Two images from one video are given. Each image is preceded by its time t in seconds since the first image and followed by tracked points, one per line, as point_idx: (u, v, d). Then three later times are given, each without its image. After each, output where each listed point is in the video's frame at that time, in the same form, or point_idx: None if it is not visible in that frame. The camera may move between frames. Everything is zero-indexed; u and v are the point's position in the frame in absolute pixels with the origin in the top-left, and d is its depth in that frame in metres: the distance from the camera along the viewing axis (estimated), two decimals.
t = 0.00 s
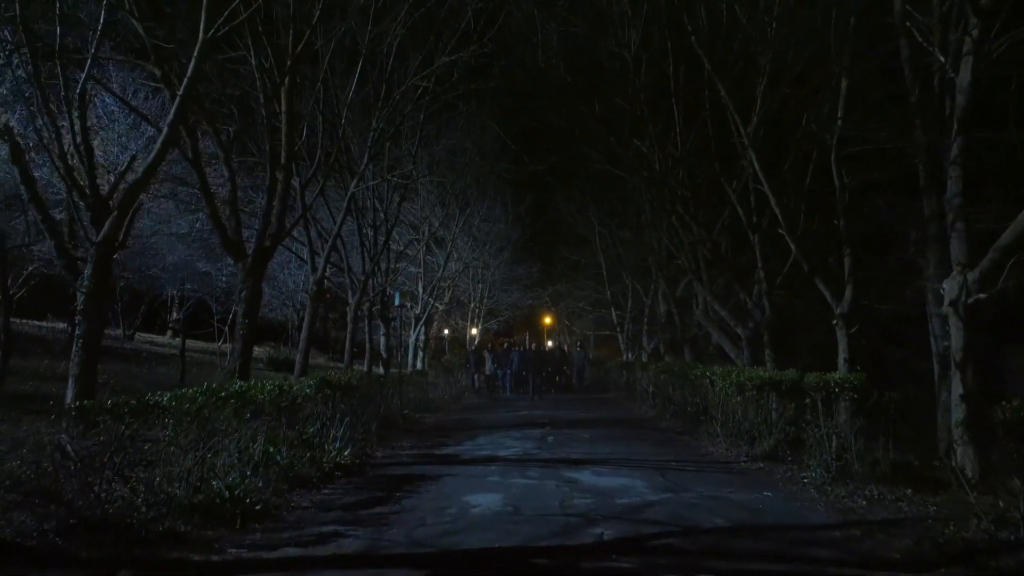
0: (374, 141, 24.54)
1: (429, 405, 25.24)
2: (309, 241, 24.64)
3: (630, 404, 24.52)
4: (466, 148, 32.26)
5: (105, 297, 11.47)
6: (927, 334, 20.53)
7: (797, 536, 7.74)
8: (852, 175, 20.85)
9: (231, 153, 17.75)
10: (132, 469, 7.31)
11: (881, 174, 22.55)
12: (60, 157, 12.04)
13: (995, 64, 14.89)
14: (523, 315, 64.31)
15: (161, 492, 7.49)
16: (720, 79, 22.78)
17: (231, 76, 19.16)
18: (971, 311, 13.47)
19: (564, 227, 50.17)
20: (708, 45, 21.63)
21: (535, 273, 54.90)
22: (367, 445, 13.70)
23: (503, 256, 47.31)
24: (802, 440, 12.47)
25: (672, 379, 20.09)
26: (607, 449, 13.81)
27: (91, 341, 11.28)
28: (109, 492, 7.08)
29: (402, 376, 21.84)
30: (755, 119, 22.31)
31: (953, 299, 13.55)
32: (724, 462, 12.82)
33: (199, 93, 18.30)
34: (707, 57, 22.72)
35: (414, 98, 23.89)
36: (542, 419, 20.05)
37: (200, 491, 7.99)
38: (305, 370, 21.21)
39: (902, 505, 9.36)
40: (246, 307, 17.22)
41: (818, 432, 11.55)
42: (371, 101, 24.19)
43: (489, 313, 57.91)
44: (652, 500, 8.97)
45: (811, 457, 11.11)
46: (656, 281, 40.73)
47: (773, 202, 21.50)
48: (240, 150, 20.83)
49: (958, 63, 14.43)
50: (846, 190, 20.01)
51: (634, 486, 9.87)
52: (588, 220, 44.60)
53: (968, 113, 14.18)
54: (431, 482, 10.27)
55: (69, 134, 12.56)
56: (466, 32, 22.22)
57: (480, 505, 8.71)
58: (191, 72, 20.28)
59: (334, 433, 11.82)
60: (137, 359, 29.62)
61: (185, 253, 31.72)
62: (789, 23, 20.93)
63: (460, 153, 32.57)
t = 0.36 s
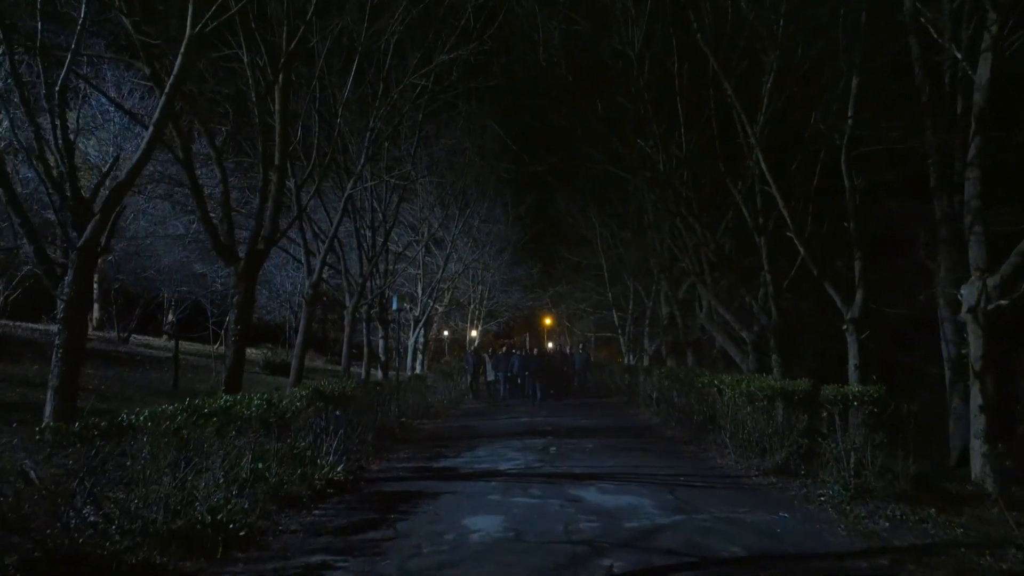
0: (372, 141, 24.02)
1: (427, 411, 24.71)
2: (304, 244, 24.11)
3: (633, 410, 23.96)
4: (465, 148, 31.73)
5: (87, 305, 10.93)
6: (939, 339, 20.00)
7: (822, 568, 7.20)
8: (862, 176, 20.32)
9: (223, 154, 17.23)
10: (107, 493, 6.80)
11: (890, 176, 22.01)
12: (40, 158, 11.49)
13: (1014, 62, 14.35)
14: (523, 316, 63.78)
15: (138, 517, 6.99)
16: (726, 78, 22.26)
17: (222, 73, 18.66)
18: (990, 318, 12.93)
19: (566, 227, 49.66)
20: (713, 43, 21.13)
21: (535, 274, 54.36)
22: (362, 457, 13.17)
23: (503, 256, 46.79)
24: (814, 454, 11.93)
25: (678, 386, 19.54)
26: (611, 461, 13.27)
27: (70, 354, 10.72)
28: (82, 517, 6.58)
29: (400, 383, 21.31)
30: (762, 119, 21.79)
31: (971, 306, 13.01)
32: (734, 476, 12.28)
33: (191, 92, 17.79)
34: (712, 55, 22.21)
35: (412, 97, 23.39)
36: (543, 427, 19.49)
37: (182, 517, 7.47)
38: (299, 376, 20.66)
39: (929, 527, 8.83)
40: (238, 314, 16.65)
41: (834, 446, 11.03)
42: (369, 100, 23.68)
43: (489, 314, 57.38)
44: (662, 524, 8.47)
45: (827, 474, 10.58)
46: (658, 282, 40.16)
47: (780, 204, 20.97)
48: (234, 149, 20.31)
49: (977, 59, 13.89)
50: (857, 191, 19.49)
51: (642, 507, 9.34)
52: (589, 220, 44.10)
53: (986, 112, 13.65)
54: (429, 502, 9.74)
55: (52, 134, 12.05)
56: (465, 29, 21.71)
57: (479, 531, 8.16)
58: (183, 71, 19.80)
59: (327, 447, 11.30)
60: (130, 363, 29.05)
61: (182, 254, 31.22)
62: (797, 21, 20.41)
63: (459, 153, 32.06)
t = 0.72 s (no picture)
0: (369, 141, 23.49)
1: (425, 417, 24.16)
2: (299, 246, 23.56)
3: (636, 416, 23.41)
4: (465, 148, 31.20)
5: (65, 314, 10.41)
6: (951, 345, 19.47)
7: None
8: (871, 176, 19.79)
9: (215, 154, 16.67)
10: (74, 519, 6.23)
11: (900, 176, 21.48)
12: (19, 158, 10.91)
13: None
14: (523, 318, 63.23)
15: (110, 546, 6.41)
16: (731, 76, 21.72)
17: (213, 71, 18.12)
18: (1011, 326, 12.40)
19: (566, 228, 49.10)
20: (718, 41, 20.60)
21: (535, 276, 53.80)
22: (356, 471, 12.62)
23: (502, 257, 46.25)
24: (829, 468, 11.38)
25: (682, 393, 18.99)
26: (616, 474, 12.71)
27: (47, 364, 10.18)
28: (45, 546, 5.98)
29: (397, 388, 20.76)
30: (768, 119, 21.25)
31: (991, 312, 12.47)
32: (744, 491, 11.72)
33: (182, 90, 17.25)
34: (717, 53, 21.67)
35: (410, 95, 22.84)
36: (544, 435, 18.94)
37: (157, 547, 6.91)
38: (294, 382, 20.11)
39: (958, 553, 8.29)
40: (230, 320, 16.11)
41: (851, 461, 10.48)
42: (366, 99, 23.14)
43: (489, 316, 56.82)
44: (673, 550, 7.93)
45: (845, 492, 10.01)
46: (660, 284, 39.62)
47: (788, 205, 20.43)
48: (226, 149, 19.78)
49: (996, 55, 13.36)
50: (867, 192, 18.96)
51: (651, 531, 8.78)
52: (590, 221, 43.56)
53: (1006, 110, 13.11)
54: (425, 522, 9.21)
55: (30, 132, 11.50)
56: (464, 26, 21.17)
57: (478, 558, 7.64)
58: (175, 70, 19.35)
59: (318, 461, 10.74)
60: (122, 367, 28.50)
61: (178, 256, 30.77)
62: (806, 18, 19.87)
63: (458, 153, 31.53)
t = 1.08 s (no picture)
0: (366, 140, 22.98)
1: (423, 423, 23.62)
2: (293, 248, 23.03)
3: (639, 422, 22.85)
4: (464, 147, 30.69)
5: (40, 320, 9.87)
6: (963, 350, 18.95)
7: None
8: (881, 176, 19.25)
9: (203, 153, 16.12)
10: (35, 552, 5.67)
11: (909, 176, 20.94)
12: None
13: None
14: (522, 319, 62.69)
15: None
16: (736, 73, 21.17)
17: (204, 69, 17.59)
18: None
19: (566, 228, 48.56)
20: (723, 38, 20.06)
21: (535, 276, 53.26)
22: (349, 484, 12.08)
23: (502, 258, 45.72)
24: (844, 483, 10.85)
25: (686, 400, 18.46)
26: (620, 487, 12.17)
27: (21, 375, 9.64)
28: None
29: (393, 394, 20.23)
30: (774, 117, 20.71)
31: (1011, 318, 11.93)
32: (754, 506, 11.18)
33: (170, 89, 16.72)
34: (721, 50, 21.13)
35: (406, 93, 22.31)
36: (545, 442, 18.40)
37: None
38: (288, 388, 19.56)
39: None
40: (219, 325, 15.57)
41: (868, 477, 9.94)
42: (362, 97, 22.62)
43: (488, 317, 56.27)
44: None
45: (862, 510, 9.47)
46: (662, 285, 39.08)
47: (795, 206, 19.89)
48: (218, 149, 19.23)
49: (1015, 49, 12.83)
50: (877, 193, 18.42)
51: (660, 554, 8.25)
52: (590, 221, 43.05)
53: None
54: (419, 544, 8.68)
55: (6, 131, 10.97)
56: (463, 22, 20.66)
57: None
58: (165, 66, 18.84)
59: (306, 477, 10.19)
60: (114, 371, 27.95)
61: (173, 256, 30.31)
62: (813, 14, 19.33)
63: (457, 152, 31.00)
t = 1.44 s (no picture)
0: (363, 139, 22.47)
1: (420, 428, 23.13)
2: (287, 249, 22.53)
3: (642, 428, 22.30)
4: (462, 147, 30.20)
5: (8, 327, 9.34)
6: (975, 355, 18.42)
7: None
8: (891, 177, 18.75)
9: (191, 152, 15.57)
10: None
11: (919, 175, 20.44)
12: None
13: None
14: (522, 320, 62.21)
15: None
16: (741, 70, 20.64)
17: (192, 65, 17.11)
18: None
19: (565, 228, 48.07)
20: (729, 34, 19.54)
21: (535, 277, 52.75)
22: (339, 497, 11.56)
23: (501, 259, 45.23)
24: (859, 499, 10.34)
25: (690, 405, 17.95)
26: (623, 501, 11.64)
27: None
28: None
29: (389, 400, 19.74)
30: (781, 115, 20.19)
31: None
32: (765, 522, 10.64)
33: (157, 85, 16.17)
34: (727, 47, 20.59)
35: (403, 91, 21.82)
36: (545, 449, 17.89)
37: None
38: (280, 394, 19.00)
39: None
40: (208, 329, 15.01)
41: (886, 494, 9.40)
42: (358, 95, 22.11)
43: (488, 319, 55.76)
44: None
45: (880, 530, 8.93)
46: (663, 286, 38.60)
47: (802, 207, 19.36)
48: (209, 149, 18.69)
49: None
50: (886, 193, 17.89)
51: None
52: (591, 221, 42.57)
53: None
54: (413, 565, 8.20)
55: None
56: (461, 18, 20.16)
57: None
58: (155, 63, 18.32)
59: (292, 493, 9.65)
60: (106, 375, 27.42)
61: (167, 257, 29.80)
62: (819, 9, 18.86)
63: (456, 151, 30.49)
